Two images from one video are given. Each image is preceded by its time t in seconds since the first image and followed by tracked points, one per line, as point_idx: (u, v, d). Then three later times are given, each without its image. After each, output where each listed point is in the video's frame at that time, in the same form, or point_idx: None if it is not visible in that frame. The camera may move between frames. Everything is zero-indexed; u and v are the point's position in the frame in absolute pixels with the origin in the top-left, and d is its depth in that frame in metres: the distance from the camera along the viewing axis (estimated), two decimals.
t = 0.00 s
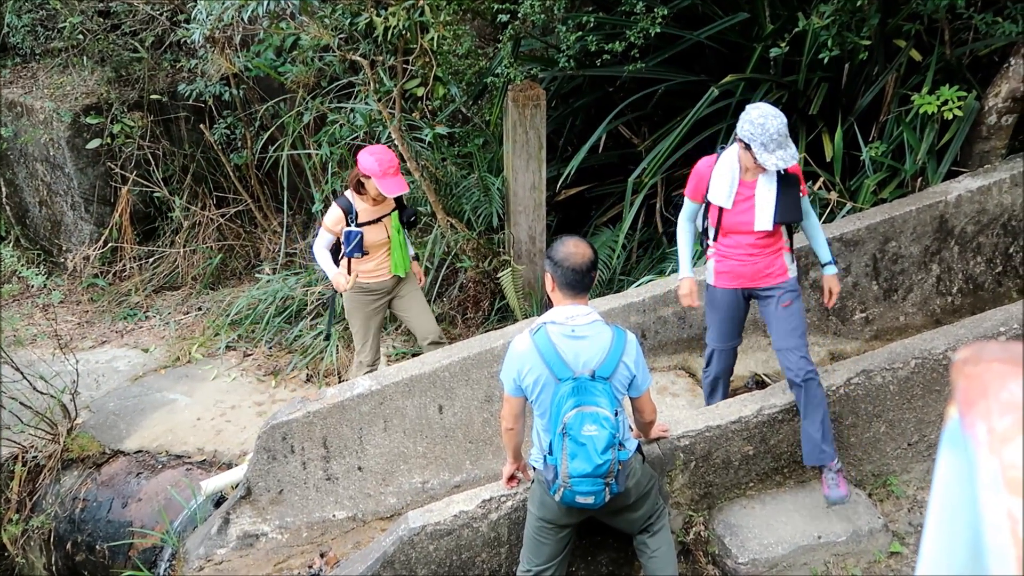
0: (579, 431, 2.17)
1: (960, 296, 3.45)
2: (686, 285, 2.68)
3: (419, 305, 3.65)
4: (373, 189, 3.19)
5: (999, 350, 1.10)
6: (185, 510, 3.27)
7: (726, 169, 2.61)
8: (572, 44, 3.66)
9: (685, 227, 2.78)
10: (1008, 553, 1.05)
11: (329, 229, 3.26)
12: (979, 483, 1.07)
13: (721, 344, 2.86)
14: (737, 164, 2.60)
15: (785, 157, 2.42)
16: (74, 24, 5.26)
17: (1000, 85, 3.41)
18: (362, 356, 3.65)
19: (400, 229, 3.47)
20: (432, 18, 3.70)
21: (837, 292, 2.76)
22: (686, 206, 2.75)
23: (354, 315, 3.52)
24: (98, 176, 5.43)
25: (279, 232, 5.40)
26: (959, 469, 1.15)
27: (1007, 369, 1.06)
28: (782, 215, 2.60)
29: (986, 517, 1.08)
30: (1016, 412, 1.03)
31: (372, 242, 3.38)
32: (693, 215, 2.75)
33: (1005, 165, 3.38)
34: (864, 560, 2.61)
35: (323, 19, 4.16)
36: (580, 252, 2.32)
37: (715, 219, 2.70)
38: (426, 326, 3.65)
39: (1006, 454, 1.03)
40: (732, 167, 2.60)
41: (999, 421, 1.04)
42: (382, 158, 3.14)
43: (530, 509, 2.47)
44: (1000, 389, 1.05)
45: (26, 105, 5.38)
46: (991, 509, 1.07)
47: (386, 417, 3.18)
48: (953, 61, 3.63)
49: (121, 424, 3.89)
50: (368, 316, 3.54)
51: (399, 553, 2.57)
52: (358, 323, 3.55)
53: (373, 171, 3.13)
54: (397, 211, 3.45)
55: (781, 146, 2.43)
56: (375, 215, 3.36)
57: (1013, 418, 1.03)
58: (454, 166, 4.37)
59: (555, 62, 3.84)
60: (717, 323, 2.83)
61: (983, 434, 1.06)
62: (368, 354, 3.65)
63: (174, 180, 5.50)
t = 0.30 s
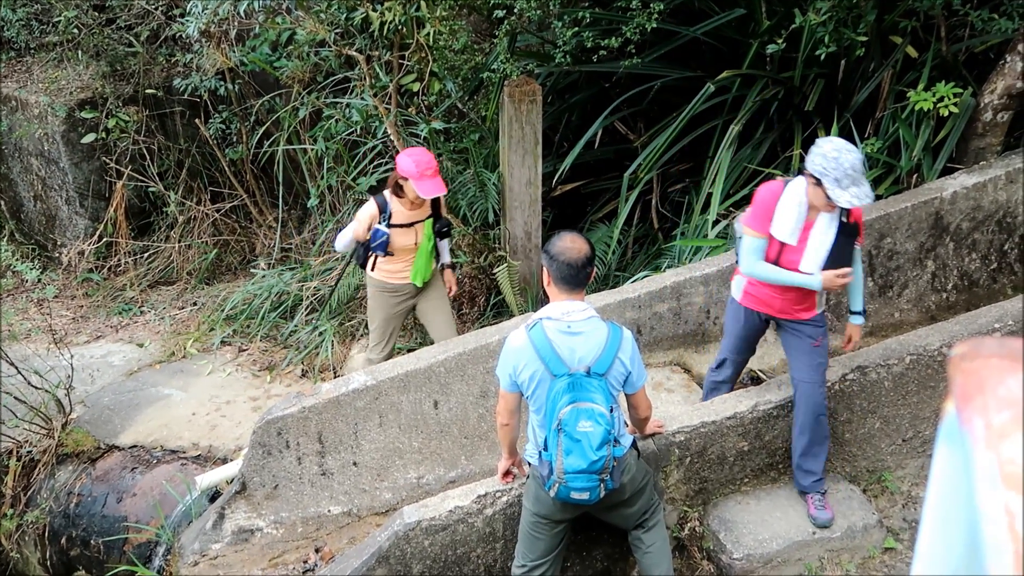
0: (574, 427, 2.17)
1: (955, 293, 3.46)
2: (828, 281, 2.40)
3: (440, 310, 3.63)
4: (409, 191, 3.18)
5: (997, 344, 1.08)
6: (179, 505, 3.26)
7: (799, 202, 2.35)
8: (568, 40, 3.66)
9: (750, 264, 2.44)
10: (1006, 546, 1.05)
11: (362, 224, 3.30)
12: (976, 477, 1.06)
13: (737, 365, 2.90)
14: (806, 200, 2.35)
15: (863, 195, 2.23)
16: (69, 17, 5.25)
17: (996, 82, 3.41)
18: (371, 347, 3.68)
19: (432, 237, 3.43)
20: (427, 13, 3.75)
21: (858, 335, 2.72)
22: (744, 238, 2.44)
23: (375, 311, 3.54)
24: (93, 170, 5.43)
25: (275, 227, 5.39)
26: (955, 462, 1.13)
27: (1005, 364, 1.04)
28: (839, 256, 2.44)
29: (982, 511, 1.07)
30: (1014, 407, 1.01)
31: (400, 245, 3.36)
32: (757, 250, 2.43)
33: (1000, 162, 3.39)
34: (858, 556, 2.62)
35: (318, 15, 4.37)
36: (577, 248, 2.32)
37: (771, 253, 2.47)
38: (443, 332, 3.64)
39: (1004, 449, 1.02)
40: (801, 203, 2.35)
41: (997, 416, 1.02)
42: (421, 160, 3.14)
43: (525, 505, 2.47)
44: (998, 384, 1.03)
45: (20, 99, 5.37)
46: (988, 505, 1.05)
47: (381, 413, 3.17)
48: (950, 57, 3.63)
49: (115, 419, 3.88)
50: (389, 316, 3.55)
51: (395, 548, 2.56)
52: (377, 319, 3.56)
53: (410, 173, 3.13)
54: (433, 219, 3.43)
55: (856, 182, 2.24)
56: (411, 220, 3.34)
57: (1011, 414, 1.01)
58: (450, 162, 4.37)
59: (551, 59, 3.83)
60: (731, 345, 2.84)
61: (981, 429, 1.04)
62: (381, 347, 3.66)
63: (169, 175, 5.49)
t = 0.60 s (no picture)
0: (571, 424, 2.17)
1: (952, 291, 3.46)
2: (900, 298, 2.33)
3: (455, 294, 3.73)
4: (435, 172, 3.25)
5: (993, 342, 1.09)
6: (176, 501, 3.26)
7: (865, 221, 2.26)
8: (566, 37, 3.66)
9: (820, 290, 2.32)
10: (1001, 546, 1.03)
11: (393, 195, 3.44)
12: (971, 475, 1.06)
13: (745, 364, 2.80)
14: (873, 217, 2.26)
15: (931, 205, 2.16)
16: (66, 13, 5.26)
17: (993, 79, 3.41)
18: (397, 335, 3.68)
19: (465, 222, 3.48)
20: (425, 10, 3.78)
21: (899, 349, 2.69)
22: (815, 265, 2.31)
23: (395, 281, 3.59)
24: (90, 166, 5.42)
25: (272, 223, 5.38)
26: (951, 461, 1.13)
27: (1001, 361, 1.05)
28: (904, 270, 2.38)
29: (977, 509, 1.06)
30: (1010, 404, 1.02)
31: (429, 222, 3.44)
32: (826, 274, 2.31)
33: (997, 160, 3.39)
34: (855, 553, 2.62)
35: (315, 11, 4.34)
36: (572, 244, 2.32)
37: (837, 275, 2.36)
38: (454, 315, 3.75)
39: (999, 445, 1.02)
40: (869, 221, 2.26)
41: (993, 412, 1.03)
42: (449, 144, 3.20)
43: (522, 501, 2.47)
44: (994, 381, 1.04)
45: (16, 94, 5.36)
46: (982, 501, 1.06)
47: (378, 409, 3.18)
48: (947, 55, 3.63)
49: (112, 415, 3.87)
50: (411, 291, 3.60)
51: (392, 544, 2.55)
52: (399, 295, 3.60)
53: (436, 155, 3.20)
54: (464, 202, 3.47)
55: (921, 191, 2.18)
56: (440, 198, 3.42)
57: (1007, 410, 1.02)
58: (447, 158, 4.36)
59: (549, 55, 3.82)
60: (748, 343, 2.75)
61: (977, 425, 1.05)
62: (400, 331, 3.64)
63: (166, 171, 5.48)
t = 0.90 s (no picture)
0: (564, 417, 2.16)
1: (944, 283, 3.46)
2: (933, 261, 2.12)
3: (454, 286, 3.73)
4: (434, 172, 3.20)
5: (984, 331, 1.07)
6: (168, 493, 3.26)
7: (894, 208, 2.15)
8: (560, 28, 3.66)
9: (859, 282, 2.20)
10: (989, 534, 1.04)
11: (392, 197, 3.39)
12: (961, 464, 1.06)
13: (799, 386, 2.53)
14: (900, 203, 2.15)
15: (955, 182, 2.04)
16: (58, 5, 5.27)
17: (986, 72, 3.40)
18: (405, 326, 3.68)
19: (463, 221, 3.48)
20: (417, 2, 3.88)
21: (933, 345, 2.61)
22: (847, 258, 2.22)
23: (397, 276, 3.58)
24: (82, 159, 5.41)
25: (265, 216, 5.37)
26: (942, 449, 1.13)
27: (991, 351, 1.04)
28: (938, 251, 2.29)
29: (967, 497, 1.07)
30: (999, 394, 1.02)
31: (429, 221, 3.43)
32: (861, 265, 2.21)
33: (989, 152, 3.39)
34: (846, 544, 2.63)
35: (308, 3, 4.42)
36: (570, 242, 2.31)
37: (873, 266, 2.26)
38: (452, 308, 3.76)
39: (988, 435, 1.02)
40: (898, 208, 2.15)
41: (982, 403, 1.03)
42: (448, 143, 3.15)
43: (515, 493, 2.47)
44: (983, 371, 1.03)
45: (7, 86, 5.34)
46: (972, 490, 1.06)
47: (372, 402, 3.17)
48: (940, 48, 3.63)
49: (104, 408, 3.86)
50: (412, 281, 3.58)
51: (384, 537, 2.54)
52: (400, 287, 3.58)
53: (435, 156, 3.14)
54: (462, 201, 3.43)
55: (944, 170, 2.05)
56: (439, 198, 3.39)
57: (996, 400, 1.02)
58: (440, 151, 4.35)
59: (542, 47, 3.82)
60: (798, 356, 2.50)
61: (967, 415, 1.05)
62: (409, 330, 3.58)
63: (158, 163, 5.46)
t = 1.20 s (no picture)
0: (571, 413, 2.17)
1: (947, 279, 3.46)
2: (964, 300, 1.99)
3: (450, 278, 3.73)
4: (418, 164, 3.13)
5: (987, 327, 1.07)
6: (172, 492, 3.26)
7: (920, 240, 1.99)
8: (560, 25, 3.65)
9: (891, 326, 2.01)
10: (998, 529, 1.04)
11: (376, 206, 3.23)
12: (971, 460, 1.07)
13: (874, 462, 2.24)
14: (925, 235, 2.00)
15: (982, 213, 1.91)
16: (58, 3, 5.25)
17: (987, 68, 3.40)
18: (403, 324, 3.66)
19: (446, 206, 3.45)
20: None
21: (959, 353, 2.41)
22: (877, 300, 2.01)
23: (392, 283, 3.55)
24: (83, 157, 5.41)
25: (267, 214, 5.37)
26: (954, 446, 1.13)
27: (995, 346, 1.04)
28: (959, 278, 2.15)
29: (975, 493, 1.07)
30: (1004, 389, 1.02)
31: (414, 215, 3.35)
32: (889, 308, 2.01)
33: (991, 148, 3.39)
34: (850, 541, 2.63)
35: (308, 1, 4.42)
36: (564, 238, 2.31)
37: (904, 307, 2.06)
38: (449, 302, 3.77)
39: (993, 431, 1.02)
40: (924, 240, 1.99)
41: (987, 397, 1.03)
42: (428, 134, 3.07)
43: (518, 491, 2.47)
44: (987, 367, 1.04)
45: (8, 85, 5.34)
46: (979, 486, 1.06)
47: (374, 400, 3.18)
48: (941, 44, 3.63)
49: (107, 407, 3.87)
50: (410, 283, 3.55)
51: (388, 535, 2.55)
52: (397, 291, 3.56)
53: (418, 148, 3.07)
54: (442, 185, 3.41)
55: (969, 201, 1.92)
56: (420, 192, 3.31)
57: (1000, 396, 1.02)
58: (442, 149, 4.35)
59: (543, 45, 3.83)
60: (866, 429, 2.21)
61: (972, 411, 1.06)
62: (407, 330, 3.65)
63: (160, 162, 5.46)
